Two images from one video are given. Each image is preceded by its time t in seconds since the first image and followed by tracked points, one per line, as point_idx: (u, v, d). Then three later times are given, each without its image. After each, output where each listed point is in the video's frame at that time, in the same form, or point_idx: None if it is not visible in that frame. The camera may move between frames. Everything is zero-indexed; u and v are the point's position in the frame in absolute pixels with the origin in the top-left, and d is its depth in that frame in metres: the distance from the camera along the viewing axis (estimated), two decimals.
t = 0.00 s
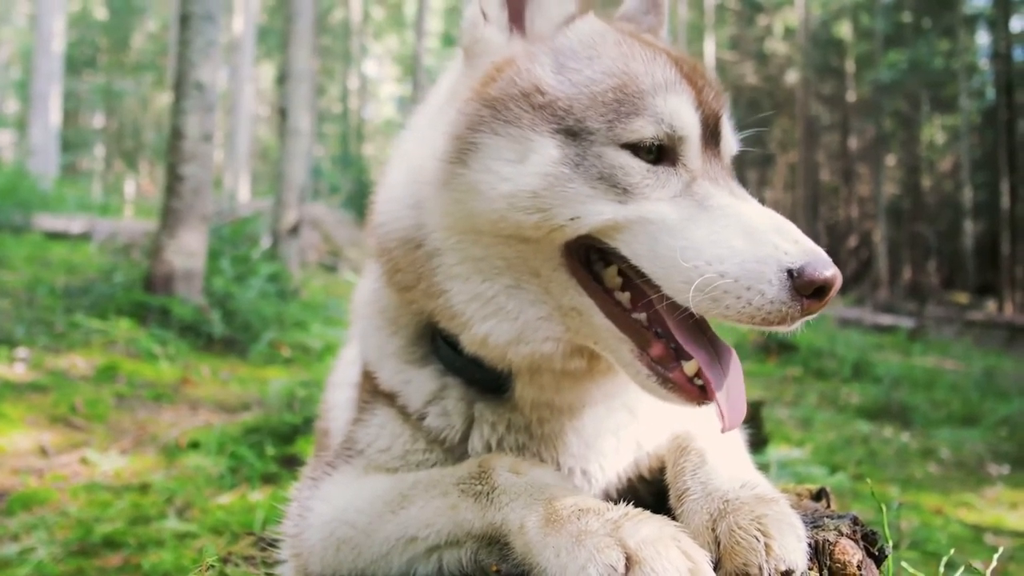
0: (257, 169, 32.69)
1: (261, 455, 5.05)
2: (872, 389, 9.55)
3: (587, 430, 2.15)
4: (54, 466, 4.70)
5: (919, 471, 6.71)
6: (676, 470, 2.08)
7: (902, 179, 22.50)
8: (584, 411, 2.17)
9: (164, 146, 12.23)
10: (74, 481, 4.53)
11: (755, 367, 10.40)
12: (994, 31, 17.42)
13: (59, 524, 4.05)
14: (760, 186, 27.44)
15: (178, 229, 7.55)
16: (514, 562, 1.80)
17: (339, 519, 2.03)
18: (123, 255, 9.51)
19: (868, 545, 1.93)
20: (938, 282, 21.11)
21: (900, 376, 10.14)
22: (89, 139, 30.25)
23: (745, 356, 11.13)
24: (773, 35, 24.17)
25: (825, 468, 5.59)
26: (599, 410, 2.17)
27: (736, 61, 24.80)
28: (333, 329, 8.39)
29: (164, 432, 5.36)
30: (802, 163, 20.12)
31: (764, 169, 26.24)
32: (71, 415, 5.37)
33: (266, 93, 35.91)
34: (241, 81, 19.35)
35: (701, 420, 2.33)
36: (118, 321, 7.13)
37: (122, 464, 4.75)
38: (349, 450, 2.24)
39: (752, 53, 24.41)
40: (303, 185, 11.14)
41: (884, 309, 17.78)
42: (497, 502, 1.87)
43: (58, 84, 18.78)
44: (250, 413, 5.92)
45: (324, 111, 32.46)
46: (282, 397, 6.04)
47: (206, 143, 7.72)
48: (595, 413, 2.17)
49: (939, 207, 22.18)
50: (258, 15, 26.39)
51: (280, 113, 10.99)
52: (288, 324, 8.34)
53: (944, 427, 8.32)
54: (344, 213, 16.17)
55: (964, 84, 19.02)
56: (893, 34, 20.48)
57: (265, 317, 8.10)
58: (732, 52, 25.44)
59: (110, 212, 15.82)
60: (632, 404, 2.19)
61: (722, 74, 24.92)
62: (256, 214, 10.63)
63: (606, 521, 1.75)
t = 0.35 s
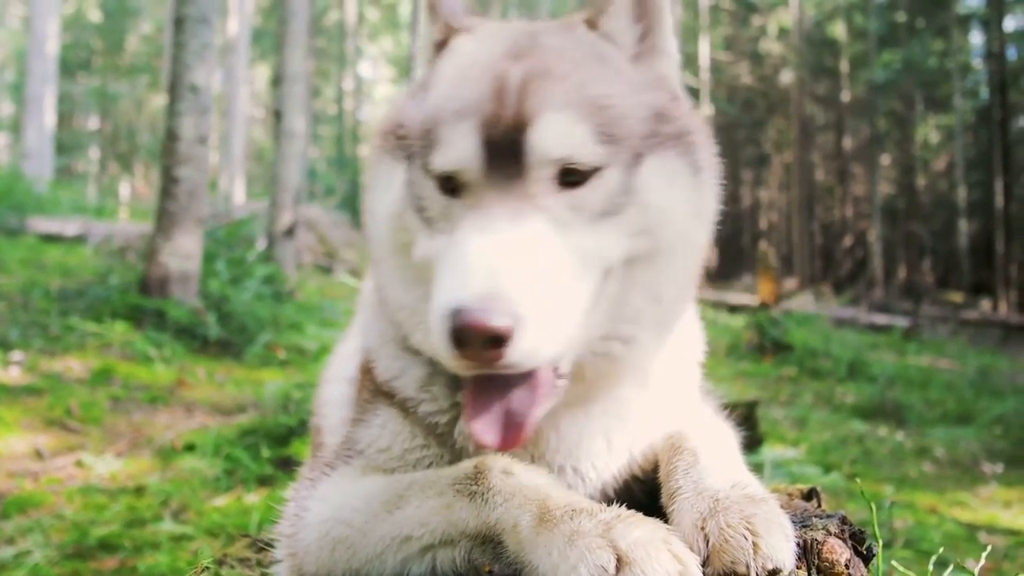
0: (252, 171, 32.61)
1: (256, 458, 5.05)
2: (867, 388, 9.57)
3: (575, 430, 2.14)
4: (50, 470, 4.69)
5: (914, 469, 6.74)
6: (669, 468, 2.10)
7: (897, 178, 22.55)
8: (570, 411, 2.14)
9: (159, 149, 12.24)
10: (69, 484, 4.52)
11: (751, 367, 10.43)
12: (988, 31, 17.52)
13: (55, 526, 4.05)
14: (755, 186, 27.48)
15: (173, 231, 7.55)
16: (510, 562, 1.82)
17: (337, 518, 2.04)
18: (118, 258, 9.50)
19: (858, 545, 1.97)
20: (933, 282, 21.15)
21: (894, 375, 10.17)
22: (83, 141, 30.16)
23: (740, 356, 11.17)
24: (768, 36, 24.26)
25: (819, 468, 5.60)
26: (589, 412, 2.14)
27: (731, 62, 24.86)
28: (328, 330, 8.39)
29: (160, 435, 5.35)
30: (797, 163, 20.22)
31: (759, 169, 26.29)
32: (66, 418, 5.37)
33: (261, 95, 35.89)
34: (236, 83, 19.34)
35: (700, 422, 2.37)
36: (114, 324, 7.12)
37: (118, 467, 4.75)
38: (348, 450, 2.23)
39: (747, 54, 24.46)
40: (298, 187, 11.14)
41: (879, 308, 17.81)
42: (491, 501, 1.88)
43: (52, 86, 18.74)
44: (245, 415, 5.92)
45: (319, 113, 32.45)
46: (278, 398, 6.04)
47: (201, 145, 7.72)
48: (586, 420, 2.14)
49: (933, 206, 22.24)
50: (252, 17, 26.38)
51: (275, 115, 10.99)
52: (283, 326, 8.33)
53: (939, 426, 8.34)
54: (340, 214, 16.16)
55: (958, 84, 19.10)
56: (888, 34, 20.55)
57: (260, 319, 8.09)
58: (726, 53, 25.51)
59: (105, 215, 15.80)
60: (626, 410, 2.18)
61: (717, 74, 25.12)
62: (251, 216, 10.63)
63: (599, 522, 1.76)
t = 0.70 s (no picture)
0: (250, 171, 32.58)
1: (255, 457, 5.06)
2: (864, 386, 9.59)
3: (537, 430, 2.01)
4: (49, 470, 4.70)
5: (911, 467, 6.76)
6: (664, 465, 2.11)
7: (894, 177, 22.57)
8: (510, 411, 2.01)
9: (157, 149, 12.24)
10: (68, 484, 4.53)
11: (749, 366, 10.45)
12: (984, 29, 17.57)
13: (55, 525, 4.05)
14: (753, 185, 27.50)
15: (171, 231, 7.55)
16: (502, 558, 1.82)
17: (333, 514, 2.04)
18: (115, 258, 9.50)
19: (848, 541, 1.99)
20: (931, 280, 21.14)
21: (892, 374, 10.20)
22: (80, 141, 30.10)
23: (738, 354, 11.19)
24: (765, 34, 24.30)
25: (816, 466, 5.61)
26: (540, 415, 2.00)
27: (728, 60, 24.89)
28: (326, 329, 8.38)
29: (158, 434, 5.36)
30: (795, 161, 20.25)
31: (757, 168, 26.30)
32: (65, 417, 5.37)
33: (259, 95, 35.85)
34: (234, 83, 19.32)
35: (695, 422, 2.33)
36: (112, 324, 7.13)
37: (116, 467, 4.76)
38: (343, 451, 2.23)
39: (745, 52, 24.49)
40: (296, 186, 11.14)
41: (877, 307, 17.82)
42: (486, 497, 1.88)
43: (49, 86, 18.72)
44: (244, 414, 5.93)
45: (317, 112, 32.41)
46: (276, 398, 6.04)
47: (199, 145, 7.73)
48: (541, 422, 2.00)
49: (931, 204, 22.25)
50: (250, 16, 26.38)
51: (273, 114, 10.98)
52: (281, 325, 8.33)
53: (936, 424, 8.36)
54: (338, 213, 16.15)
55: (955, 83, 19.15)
56: (885, 33, 20.59)
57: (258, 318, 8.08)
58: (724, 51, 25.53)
59: (102, 215, 15.79)
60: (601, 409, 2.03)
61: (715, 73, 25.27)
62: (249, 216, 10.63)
63: (592, 516, 1.77)
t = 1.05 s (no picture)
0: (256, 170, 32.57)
1: (262, 456, 5.07)
2: (871, 386, 9.56)
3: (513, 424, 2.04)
4: (56, 468, 4.72)
5: (918, 467, 6.75)
6: (670, 462, 2.12)
7: (900, 176, 22.50)
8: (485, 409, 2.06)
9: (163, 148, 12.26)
10: (75, 482, 4.56)
11: (755, 365, 10.44)
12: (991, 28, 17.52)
13: (63, 524, 4.07)
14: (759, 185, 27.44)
15: (177, 230, 7.56)
16: (509, 555, 1.82)
17: (341, 512, 2.07)
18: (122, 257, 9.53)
19: (854, 539, 1.99)
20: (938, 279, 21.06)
21: (898, 373, 10.18)
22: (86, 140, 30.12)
23: (744, 353, 11.17)
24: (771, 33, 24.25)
25: (822, 466, 5.61)
26: (518, 408, 2.03)
27: (734, 59, 24.86)
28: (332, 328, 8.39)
29: (165, 432, 5.39)
30: (801, 161, 20.21)
31: (763, 167, 26.25)
32: (72, 415, 5.39)
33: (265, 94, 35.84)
34: (240, 82, 19.33)
35: (697, 422, 2.33)
36: (118, 323, 7.16)
37: (124, 465, 4.79)
38: (351, 451, 2.28)
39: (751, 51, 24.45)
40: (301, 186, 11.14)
41: (883, 306, 17.76)
42: (493, 494, 1.88)
43: (56, 85, 18.74)
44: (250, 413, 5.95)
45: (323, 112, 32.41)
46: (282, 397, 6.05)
47: (205, 145, 7.75)
48: (518, 413, 2.04)
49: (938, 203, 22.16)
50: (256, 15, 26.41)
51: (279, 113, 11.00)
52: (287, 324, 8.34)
53: (943, 424, 8.34)
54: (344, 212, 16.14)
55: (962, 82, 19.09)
56: (891, 32, 20.53)
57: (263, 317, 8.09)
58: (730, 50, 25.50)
59: (109, 214, 15.81)
60: (600, 405, 2.04)
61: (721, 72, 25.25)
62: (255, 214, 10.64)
63: (598, 512, 1.77)
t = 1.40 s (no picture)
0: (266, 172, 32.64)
1: (272, 456, 5.10)
2: (881, 387, 9.54)
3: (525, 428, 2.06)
4: (69, 468, 4.74)
5: (928, 469, 6.73)
6: (681, 463, 2.13)
7: (910, 177, 22.42)
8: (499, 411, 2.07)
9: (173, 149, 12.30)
10: (88, 482, 4.59)
11: (764, 367, 10.42)
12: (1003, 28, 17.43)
13: (75, 524, 4.10)
14: (768, 185, 27.35)
15: (188, 232, 7.60)
16: (522, 556, 1.83)
17: (355, 512, 2.08)
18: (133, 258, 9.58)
19: (864, 540, 2.00)
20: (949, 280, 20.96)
21: (908, 375, 10.14)
22: (98, 142, 30.22)
23: (754, 355, 11.15)
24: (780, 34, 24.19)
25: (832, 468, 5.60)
26: (529, 413, 2.05)
27: (743, 60, 24.81)
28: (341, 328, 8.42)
29: (177, 433, 5.43)
30: (811, 161, 20.14)
31: (772, 169, 26.19)
32: (84, 416, 5.43)
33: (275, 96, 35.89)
34: (251, 83, 19.37)
35: (708, 423, 2.33)
36: (130, 324, 7.20)
37: (135, 466, 4.82)
38: (365, 452, 2.30)
39: (760, 52, 24.40)
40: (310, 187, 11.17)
41: (893, 308, 17.69)
42: (506, 494, 1.90)
43: (68, 88, 18.81)
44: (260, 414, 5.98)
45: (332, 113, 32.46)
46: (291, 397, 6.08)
47: (216, 146, 7.79)
48: (530, 417, 2.05)
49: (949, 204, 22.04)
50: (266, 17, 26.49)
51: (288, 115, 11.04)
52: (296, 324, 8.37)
53: (954, 425, 8.31)
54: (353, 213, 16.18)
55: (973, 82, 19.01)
56: (902, 32, 20.46)
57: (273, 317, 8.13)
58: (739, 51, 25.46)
59: (120, 216, 15.86)
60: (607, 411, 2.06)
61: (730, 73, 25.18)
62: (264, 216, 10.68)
63: (611, 513, 1.78)
